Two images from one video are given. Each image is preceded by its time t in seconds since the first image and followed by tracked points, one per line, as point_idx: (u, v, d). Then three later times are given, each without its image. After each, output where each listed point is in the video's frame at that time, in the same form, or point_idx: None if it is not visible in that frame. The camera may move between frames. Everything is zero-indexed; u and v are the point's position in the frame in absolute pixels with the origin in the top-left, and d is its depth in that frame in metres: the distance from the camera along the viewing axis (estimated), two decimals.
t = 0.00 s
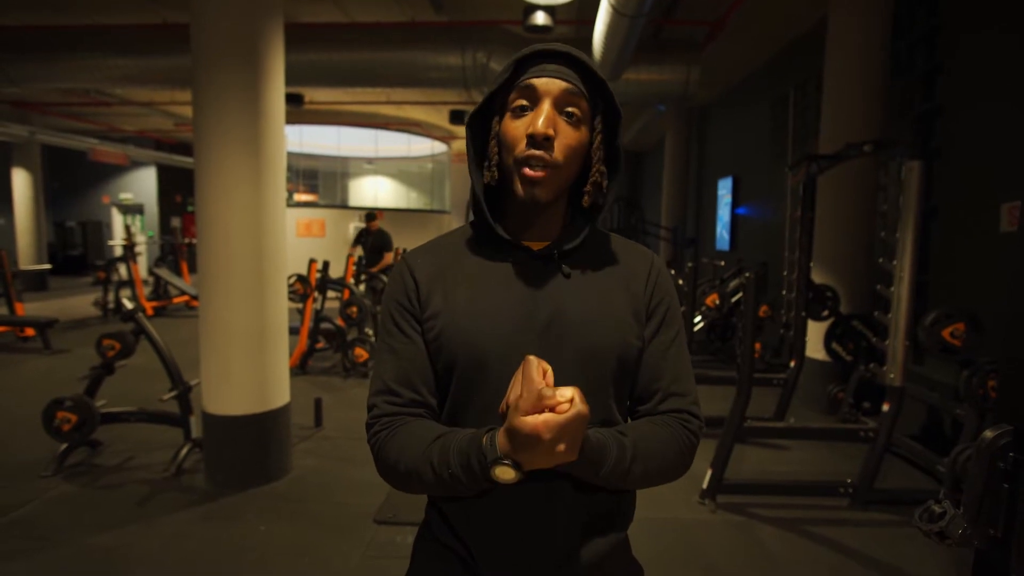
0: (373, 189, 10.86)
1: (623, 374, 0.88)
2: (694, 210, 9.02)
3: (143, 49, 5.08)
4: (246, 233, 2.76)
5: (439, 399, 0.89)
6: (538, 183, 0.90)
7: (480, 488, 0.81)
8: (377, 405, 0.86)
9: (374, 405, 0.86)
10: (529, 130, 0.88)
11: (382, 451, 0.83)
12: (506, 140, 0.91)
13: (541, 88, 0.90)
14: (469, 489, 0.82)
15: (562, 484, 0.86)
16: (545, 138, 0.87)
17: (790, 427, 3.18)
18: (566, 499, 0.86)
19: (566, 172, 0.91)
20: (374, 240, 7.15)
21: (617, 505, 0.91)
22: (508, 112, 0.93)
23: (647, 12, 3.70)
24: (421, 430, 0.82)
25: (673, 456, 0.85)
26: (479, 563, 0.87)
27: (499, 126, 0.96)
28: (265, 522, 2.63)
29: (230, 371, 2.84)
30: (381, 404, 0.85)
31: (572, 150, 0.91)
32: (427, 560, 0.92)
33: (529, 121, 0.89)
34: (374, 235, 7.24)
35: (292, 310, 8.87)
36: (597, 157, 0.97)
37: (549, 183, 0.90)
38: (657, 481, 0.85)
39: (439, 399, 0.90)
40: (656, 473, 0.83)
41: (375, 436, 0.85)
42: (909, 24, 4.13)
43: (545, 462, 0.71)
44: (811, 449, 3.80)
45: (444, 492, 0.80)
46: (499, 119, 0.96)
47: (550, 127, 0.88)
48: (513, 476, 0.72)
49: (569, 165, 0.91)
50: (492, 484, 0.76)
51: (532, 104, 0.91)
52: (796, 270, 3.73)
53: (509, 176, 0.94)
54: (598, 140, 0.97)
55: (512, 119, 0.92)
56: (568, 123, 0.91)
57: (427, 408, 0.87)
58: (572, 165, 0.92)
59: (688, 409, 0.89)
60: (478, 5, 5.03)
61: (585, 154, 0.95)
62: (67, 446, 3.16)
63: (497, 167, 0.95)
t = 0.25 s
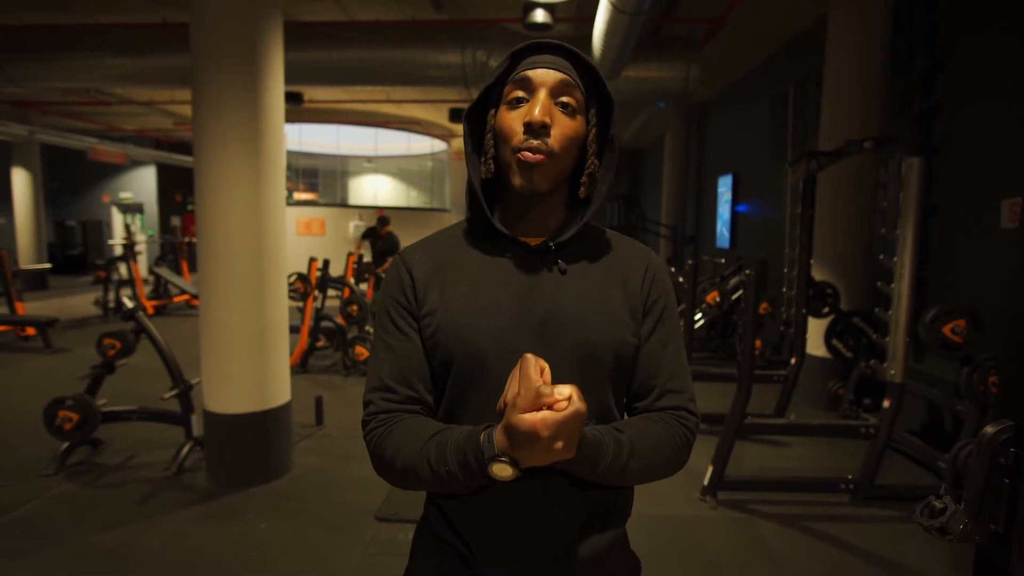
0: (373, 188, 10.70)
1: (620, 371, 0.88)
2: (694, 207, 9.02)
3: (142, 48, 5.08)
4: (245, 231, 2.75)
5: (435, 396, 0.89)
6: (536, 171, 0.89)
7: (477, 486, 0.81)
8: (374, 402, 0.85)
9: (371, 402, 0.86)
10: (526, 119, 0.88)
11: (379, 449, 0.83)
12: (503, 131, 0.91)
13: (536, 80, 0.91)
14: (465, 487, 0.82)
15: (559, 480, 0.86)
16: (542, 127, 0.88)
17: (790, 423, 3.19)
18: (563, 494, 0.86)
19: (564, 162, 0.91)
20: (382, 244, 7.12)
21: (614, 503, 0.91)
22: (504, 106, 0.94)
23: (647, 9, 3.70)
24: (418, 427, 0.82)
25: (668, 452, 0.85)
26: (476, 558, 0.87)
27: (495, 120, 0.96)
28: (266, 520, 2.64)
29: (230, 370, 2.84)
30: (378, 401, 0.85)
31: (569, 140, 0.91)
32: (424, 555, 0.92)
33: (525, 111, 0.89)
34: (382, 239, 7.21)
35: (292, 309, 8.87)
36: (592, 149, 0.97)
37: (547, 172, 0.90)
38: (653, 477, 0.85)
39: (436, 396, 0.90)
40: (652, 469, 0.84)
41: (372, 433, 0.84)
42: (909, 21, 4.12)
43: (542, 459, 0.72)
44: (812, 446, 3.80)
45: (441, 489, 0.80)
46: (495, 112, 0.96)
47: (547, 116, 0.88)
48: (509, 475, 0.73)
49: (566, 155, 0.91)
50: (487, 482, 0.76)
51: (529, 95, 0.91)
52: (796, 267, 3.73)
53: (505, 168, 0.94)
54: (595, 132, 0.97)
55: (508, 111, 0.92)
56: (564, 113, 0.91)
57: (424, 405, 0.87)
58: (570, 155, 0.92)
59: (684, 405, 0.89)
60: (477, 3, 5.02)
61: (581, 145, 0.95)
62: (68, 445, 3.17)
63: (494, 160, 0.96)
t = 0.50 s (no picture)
0: (372, 187, 10.61)
1: (617, 369, 0.89)
2: (693, 205, 9.02)
3: (139, 47, 5.07)
4: (244, 231, 2.75)
5: (435, 395, 0.90)
6: (531, 169, 0.89)
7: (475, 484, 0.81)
8: (374, 402, 0.85)
9: (370, 402, 0.86)
10: (519, 117, 0.88)
11: (379, 448, 0.83)
12: (496, 129, 0.91)
13: (529, 76, 0.91)
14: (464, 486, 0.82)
15: (557, 478, 0.86)
16: (536, 124, 0.88)
17: (789, 421, 3.19)
18: (561, 491, 0.86)
19: (558, 160, 0.91)
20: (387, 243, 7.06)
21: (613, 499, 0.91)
22: (497, 103, 0.93)
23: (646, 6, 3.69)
24: (418, 426, 0.83)
25: (667, 448, 0.85)
26: (476, 555, 0.87)
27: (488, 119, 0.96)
28: (265, 520, 2.64)
29: (229, 369, 2.84)
30: (378, 401, 0.85)
31: (562, 137, 0.91)
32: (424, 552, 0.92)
33: (519, 109, 0.89)
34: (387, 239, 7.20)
35: (291, 308, 8.86)
36: (586, 145, 0.97)
37: (541, 170, 0.90)
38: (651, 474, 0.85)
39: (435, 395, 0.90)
40: (650, 466, 0.83)
41: (372, 433, 0.85)
42: (908, 18, 4.12)
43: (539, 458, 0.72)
44: (810, 443, 3.80)
45: (440, 488, 0.80)
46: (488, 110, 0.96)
47: (540, 114, 0.88)
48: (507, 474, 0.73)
49: (560, 152, 0.91)
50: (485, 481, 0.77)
51: (522, 93, 0.91)
52: (795, 265, 3.73)
53: (499, 167, 0.94)
54: (588, 128, 0.97)
55: (501, 108, 0.92)
56: (557, 110, 0.91)
57: (423, 404, 0.87)
58: (564, 153, 0.92)
59: (681, 401, 0.89)
60: (476, 2, 5.01)
61: (575, 141, 0.95)
62: (67, 445, 3.16)
63: (488, 158, 0.95)
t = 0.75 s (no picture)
0: (370, 188, 10.75)
1: (612, 369, 0.89)
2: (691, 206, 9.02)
3: (137, 48, 5.06)
4: (242, 231, 2.75)
5: (431, 394, 0.90)
6: (530, 173, 0.90)
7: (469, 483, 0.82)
8: (370, 400, 0.86)
9: (366, 399, 0.86)
10: (518, 120, 0.88)
11: (374, 446, 0.84)
12: (495, 131, 0.91)
13: (528, 79, 0.91)
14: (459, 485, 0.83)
15: (553, 478, 0.86)
16: (534, 127, 0.88)
17: (787, 422, 3.19)
18: (556, 490, 0.86)
19: (556, 163, 0.92)
20: (389, 243, 7.03)
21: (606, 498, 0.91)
22: (497, 105, 0.93)
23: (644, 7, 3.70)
24: (413, 424, 0.83)
25: (661, 448, 0.85)
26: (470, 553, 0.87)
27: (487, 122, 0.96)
28: (264, 520, 2.64)
29: (228, 370, 2.84)
30: (374, 398, 0.86)
31: (561, 140, 0.91)
32: (420, 549, 0.92)
33: (517, 112, 0.89)
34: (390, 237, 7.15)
35: (289, 309, 8.85)
36: (585, 148, 0.97)
37: (540, 174, 0.90)
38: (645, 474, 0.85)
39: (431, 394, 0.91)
40: (645, 467, 0.84)
41: (368, 429, 0.85)
42: (906, 18, 4.12)
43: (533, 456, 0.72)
44: (809, 444, 3.81)
45: (434, 485, 0.81)
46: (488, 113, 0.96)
47: (539, 117, 0.89)
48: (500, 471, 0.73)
49: (559, 156, 0.91)
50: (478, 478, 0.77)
51: (521, 96, 0.91)
52: (793, 265, 3.73)
53: (498, 170, 0.94)
54: (586, 132, 0.98)
55: (501, 110, 0.92)
56: (556, 113, 0.91)
57: (419, 402, 0.88)
58: (563, 155, 0.92)
59: (676, 403, 0.90)
60: (474, 2, 5.01)
61: (574, 144, 0.95)
62: (65, 446, 3.16)
63: (487, 161, 0.96)
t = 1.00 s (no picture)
0: (369, 188, 10.77)
1: (616, 367, 0.89)
2: (691, 206, 9.03)
3: (137, 48, 5.06)
4: (242, 231, 2.75)
5: (438, 394, 0.90)
6: (537, 167, 0.89)
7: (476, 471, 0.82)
8: (377, 400, 0.86)
9: (373, 399, 0.86)
10: (523, 115, 0.88)
11: (381, 441, 0.84)
12: (499, 128, 0.91)
13: (532, 76, 0.91)
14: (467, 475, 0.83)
15: (558, 473, 0.86)
16: (540, 121, 0.88)
17: (786, 422, 3.19)
18: (562, 485, 0.86)
19: (562, 158, 0.92)
20: (395, 244, 6.93)
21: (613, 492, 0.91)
22: (500, 103, 0.94)
23: (644, 8, 3.70)
24: (420, 419, 0.83)
25: (668, 437, 0.85)
26: (478, 549, 0.87)
27: (490, 121, 0.96)
28: (263, 520, 2.64)
29: (227, 369, 2.84)
30: (381, 398, 0.86)
31: (566, 135, 0.91)
32: (430, 548, 0.92)
33: (522, 108, 0.90)
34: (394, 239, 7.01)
35: (288, 310, 8.85)
36: (588, 146, 0.98)
37: (545, 169, 0.90)
38: (652, 464, 0.85)
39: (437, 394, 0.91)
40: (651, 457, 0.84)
41: (374, 428, 0.85)
42: (906, 19, 4.13)
43: (540, 429, 0.72)
44: (808, 444, 3.81)
45: (442, 476, 0.80)
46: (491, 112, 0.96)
47: (544, 111, 0.89)
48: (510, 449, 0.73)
49: (564, 151, 0.91)
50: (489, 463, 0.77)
51: (525, 92, 0.91)
52: (792, 266, 3.74)
53: (501, 168, 0.94)
54: (589, 131, 0.98)
55: (504, 107, 0.92)
56: (560, 109, 0.92)
57: (426, 401, 0.88)
58: (568, 151, 0.92)
59: (684, 397, 0.90)
60: (473, 3, 5.01)
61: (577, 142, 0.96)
62: (64, 446, 3.16)
63: (491, 161, 0.96)
